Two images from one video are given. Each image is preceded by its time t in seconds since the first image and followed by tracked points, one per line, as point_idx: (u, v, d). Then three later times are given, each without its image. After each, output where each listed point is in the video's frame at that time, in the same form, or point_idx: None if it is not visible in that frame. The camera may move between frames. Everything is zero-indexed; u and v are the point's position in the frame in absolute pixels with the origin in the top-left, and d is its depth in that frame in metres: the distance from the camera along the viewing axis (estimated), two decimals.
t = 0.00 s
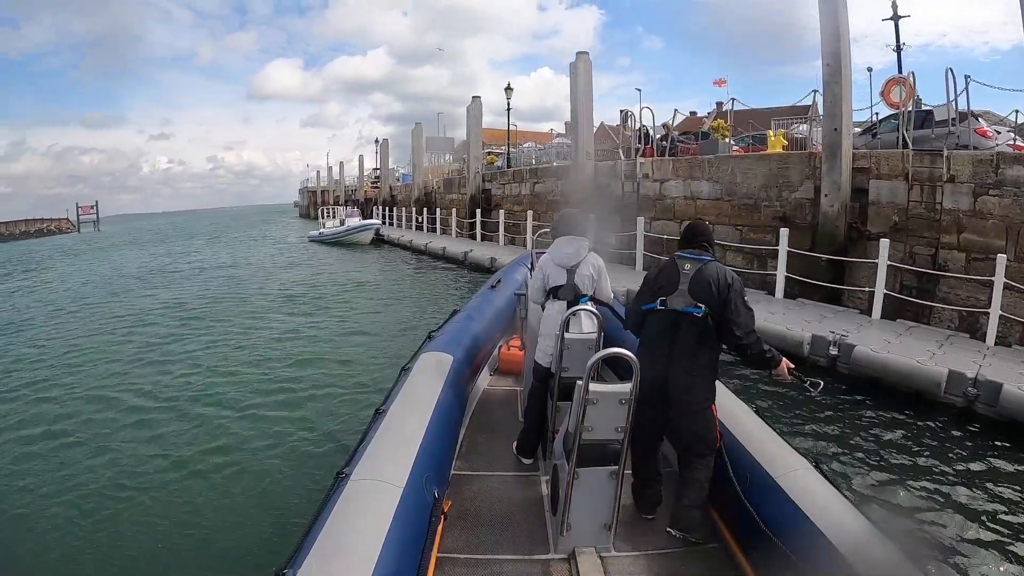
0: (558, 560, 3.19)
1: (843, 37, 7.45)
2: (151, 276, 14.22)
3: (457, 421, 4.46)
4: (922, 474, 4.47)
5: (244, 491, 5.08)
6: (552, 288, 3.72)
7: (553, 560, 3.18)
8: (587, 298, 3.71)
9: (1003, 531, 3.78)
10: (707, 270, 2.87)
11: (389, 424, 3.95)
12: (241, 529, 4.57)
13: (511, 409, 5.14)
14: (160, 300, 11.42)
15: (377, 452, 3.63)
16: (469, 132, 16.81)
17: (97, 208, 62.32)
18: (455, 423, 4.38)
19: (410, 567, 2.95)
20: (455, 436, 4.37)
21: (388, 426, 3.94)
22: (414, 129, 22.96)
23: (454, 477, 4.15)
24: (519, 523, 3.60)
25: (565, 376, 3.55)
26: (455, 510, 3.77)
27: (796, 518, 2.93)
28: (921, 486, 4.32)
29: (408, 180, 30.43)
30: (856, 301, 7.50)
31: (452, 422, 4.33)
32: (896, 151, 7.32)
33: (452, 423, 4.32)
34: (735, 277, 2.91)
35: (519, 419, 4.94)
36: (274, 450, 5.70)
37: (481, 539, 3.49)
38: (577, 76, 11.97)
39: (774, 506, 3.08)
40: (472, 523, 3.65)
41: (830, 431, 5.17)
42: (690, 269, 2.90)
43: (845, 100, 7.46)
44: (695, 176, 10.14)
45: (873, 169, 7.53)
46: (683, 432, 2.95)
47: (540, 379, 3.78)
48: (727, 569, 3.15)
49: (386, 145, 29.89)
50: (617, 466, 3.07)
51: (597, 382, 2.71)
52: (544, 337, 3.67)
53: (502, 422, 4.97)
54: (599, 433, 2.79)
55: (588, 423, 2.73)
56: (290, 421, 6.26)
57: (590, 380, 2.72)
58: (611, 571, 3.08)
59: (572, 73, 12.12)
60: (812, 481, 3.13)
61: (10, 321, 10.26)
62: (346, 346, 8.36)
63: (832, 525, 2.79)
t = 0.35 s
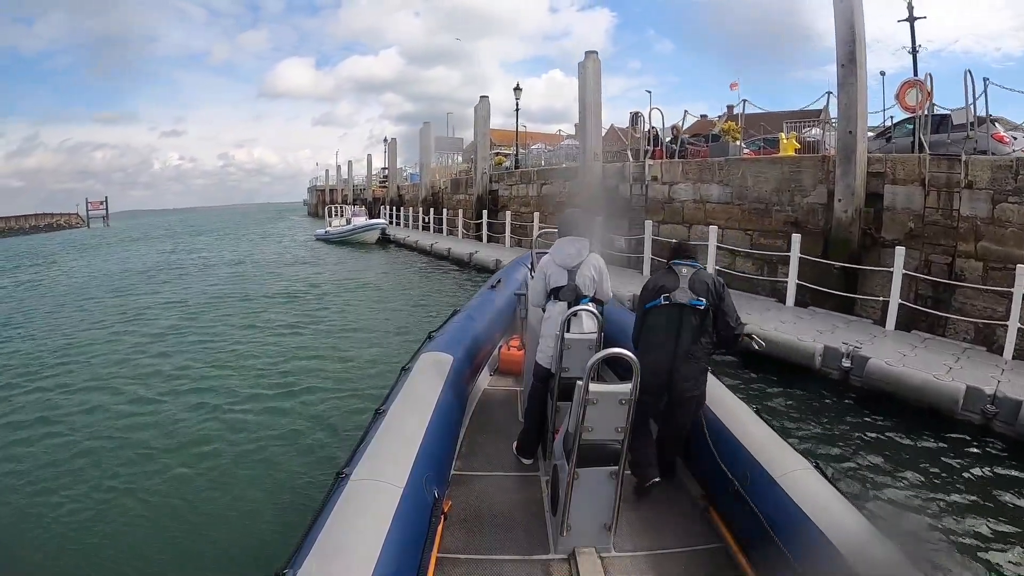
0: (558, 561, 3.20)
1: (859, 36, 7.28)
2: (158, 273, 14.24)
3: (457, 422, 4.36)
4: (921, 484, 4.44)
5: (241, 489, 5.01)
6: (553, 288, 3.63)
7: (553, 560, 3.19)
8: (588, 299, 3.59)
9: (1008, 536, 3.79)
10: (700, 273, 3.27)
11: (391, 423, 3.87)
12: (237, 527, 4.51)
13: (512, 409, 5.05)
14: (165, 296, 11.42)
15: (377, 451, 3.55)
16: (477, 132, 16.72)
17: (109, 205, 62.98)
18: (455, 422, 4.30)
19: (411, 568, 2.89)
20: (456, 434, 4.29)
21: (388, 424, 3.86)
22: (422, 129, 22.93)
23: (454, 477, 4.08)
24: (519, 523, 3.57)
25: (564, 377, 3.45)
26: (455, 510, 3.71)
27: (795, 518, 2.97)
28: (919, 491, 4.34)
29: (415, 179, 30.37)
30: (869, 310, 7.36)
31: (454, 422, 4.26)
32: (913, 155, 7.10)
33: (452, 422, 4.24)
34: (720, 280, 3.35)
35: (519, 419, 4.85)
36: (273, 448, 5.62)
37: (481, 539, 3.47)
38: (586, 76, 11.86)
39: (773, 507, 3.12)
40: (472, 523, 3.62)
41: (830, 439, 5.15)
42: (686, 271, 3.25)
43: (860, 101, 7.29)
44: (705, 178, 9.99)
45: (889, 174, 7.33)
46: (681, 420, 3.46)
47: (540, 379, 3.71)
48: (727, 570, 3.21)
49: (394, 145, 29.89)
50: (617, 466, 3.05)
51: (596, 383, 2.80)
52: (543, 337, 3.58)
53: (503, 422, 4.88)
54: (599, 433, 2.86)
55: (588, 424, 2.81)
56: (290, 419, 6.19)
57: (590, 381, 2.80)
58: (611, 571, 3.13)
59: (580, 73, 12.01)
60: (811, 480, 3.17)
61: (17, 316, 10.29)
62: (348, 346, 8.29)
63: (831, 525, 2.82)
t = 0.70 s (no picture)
0: (558, 561, 3.13)
1: (874, 27, 7.07)
2: (165, 270, 14.24)
3: (457, 422, 4.25)
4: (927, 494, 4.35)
5: (240, 488, 4.94)
6: (552, 289, 3.54)
7: (553, 559, 3.12)
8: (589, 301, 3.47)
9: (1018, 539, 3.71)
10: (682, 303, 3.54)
11: (391, 422, 3.77)
12: (236, 527, 4.43)
13: (512, 409, 4.94)
14: (170, 293, 11.41)
15: (377, 450, 3.45)
16: (484, 129, 16.58)
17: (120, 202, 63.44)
18: (456, 421, 4.20)
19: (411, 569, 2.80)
20: (456, 433, 4.18)
21: (388, 424, 3.76)
22: (428, 125, 22.84)
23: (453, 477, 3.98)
24: (519, 523, 3.49)
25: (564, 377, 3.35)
26: (455, 511, 3.61)
27: (796, 518, 2.89)
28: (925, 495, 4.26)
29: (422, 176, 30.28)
30: (883, 312, 7.11)
31: (454, 422, 4.16)
32: (929, 152, 6.90)
33: (452, 422, 4.13)
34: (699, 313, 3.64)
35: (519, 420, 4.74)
36: (273, 448, 5.55)
37: (482, 539, 3.38)
38: (592, 70, 11.68)
39: (773, 507, 3.05)
40: (472, 523, 3.53)
41: (833, 445, 5.05)
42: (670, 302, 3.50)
43: (874, 95, 7.10)
44: (713, 175, 9.81)
45: (904, 171, 7.13)
46: (679, 415, 3.54)
47: (540, 379, 3.62)
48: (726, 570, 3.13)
49: (401, 142, 29.82)
50: (617, 466, 2.96)
51: (597, 383, 2.72)
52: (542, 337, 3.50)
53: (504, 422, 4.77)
54: (599, 432, 2.79)
55: (588, 423, 2.74)
56: (291, 419, 6.11)
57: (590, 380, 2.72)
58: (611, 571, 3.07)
59: (587, 67, 11.82)
60: (811, 479, 3.10)
61: (24, 313, 10.30)
62: (351, 345, 8.21)
63: (831, 525, 2.75)
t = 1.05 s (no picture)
0: (558, 560, 3.05)
1: (888, 11, 6.86)
2: (172, 270, 14.27)
3: (458, 423, 4.16)
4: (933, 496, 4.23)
5: (242, 489, 4.88)
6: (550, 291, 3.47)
7: (553, 559, 3.05)
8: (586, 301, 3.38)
9: None
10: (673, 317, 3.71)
11: (392, 421, 3.68)
12: (236, 528, 4.37)
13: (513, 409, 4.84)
14: (176, 294, 11.42)
15: (377, 450, 3.36)
16: (489, 124, 16.45)
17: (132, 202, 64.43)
18: (456, 421, 4.11)
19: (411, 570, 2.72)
20: (456, 433, 4.09)
21: (389, 423, 3.67)
22: (434, 121, 22.71)
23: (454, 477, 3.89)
24: (519, 523, 3.40)
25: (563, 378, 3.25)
26: (455, 511, 3.52)
27: (795, 521, 2.80)
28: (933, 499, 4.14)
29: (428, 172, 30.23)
30: (899, 310, 6.96)
31: (454, 423, 4.07)
32: (946, 143, 6.69)
33: (452, 422, 4.04)
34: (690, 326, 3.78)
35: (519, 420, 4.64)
36: (276, 448, 5.49)
37: (482, 539, 3.30)
38: (597, 63, 11.50)
39: (771, 509, 2.96)
40: (471, 523, 3.44)
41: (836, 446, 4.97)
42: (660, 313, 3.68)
43: (889, 82, 6.89)
44: (722, 168, 9.64)
45: (921, 163, 6.92)
46: (677, 414, 3.41)
47: (539, 379, 3.52)
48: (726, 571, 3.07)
49: (407, 137, 29.79)
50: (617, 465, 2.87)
51: (597, 382, 2.62)
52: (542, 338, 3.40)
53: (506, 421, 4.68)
54: (599, 432, 2.69)
55: (588, 423, 2.64)
56: (294, 420, 6.05)
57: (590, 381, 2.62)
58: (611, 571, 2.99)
59: (591, 59, 11.64)
60: (810, 478, 3.01)
61: (33, 315, 10.33)
62: (355, 345, 8.16)
63: (832, 525, 2.67)
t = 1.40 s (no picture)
0: (558, 560, 2.97)
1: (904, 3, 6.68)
2: (180, 271, 14.30)
3: (458, 423, 4.08)
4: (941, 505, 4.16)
5: (243, 490, 4.82)
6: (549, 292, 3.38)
7: (553, 559, 2.96)
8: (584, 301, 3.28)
9: None
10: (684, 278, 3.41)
11: (393, 421, 3.59)
12: (234, 529, 4.29)
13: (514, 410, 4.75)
14: (183, 294, 11.43)
15: (377, 451, 3.27)
16: (496, 123, 16.36)
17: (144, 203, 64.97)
18: (456, 421, 4.03)
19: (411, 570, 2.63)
20: (456, 433, 4.01)
21: (389, 423, 3.59)
22: (441, 120, 22.68)
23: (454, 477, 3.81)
24: (519, 523, 3.32)
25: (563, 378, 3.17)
26: (455, 511, 3.44)
27: (795, 521, 2.74)
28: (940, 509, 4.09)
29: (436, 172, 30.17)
30: (917, 313, 6.74)
31: (454, 423, 3.98)
32: (964, 139, 6.50)
33: (452, 422, 3.95)
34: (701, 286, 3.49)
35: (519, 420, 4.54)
36: (277, 448, 5.43)
37: (481, 538, 3.22)
38: (604, 60, 11.37)
39: (770, 510, 2.89)
40: (471, 524, 3.35)
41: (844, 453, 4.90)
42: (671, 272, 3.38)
43: (905, 76, 6.71)
44: (732, 166, 9.48)
45: (938, 159, 6.74)
46: (675, 409, 3.36)
47: (539, 379, 3.43)
48: (725, 571, 2.98)
49: (414, 137, 29.78)
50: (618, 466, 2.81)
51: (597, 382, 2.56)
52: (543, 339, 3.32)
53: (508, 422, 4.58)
54: (599, 433, 2.64)
55: (587, 423, 2.58)
56: (297, 420, 5.98)
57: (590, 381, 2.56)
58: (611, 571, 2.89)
59: (598, 56, 11.50)
60: (809, 478, 2.95)
61: (40, 316, 10.38)
62: (360, 345, 8.10)
63: (831, 525, 2.61)
